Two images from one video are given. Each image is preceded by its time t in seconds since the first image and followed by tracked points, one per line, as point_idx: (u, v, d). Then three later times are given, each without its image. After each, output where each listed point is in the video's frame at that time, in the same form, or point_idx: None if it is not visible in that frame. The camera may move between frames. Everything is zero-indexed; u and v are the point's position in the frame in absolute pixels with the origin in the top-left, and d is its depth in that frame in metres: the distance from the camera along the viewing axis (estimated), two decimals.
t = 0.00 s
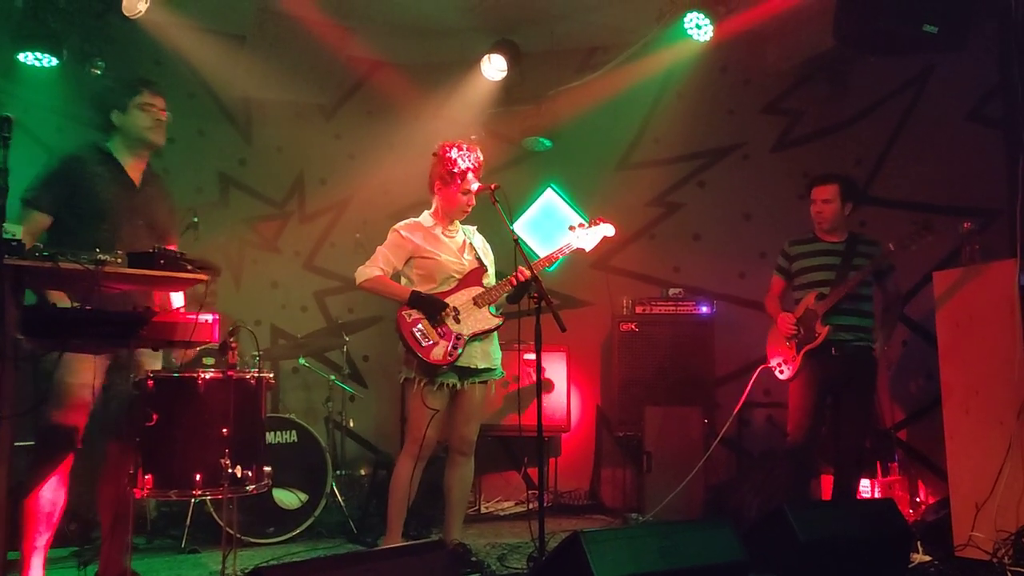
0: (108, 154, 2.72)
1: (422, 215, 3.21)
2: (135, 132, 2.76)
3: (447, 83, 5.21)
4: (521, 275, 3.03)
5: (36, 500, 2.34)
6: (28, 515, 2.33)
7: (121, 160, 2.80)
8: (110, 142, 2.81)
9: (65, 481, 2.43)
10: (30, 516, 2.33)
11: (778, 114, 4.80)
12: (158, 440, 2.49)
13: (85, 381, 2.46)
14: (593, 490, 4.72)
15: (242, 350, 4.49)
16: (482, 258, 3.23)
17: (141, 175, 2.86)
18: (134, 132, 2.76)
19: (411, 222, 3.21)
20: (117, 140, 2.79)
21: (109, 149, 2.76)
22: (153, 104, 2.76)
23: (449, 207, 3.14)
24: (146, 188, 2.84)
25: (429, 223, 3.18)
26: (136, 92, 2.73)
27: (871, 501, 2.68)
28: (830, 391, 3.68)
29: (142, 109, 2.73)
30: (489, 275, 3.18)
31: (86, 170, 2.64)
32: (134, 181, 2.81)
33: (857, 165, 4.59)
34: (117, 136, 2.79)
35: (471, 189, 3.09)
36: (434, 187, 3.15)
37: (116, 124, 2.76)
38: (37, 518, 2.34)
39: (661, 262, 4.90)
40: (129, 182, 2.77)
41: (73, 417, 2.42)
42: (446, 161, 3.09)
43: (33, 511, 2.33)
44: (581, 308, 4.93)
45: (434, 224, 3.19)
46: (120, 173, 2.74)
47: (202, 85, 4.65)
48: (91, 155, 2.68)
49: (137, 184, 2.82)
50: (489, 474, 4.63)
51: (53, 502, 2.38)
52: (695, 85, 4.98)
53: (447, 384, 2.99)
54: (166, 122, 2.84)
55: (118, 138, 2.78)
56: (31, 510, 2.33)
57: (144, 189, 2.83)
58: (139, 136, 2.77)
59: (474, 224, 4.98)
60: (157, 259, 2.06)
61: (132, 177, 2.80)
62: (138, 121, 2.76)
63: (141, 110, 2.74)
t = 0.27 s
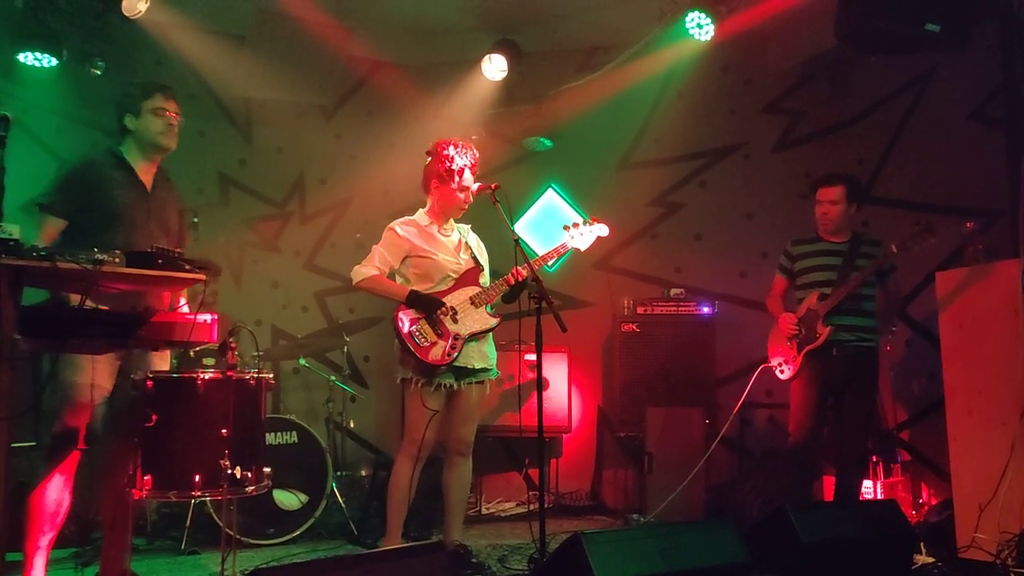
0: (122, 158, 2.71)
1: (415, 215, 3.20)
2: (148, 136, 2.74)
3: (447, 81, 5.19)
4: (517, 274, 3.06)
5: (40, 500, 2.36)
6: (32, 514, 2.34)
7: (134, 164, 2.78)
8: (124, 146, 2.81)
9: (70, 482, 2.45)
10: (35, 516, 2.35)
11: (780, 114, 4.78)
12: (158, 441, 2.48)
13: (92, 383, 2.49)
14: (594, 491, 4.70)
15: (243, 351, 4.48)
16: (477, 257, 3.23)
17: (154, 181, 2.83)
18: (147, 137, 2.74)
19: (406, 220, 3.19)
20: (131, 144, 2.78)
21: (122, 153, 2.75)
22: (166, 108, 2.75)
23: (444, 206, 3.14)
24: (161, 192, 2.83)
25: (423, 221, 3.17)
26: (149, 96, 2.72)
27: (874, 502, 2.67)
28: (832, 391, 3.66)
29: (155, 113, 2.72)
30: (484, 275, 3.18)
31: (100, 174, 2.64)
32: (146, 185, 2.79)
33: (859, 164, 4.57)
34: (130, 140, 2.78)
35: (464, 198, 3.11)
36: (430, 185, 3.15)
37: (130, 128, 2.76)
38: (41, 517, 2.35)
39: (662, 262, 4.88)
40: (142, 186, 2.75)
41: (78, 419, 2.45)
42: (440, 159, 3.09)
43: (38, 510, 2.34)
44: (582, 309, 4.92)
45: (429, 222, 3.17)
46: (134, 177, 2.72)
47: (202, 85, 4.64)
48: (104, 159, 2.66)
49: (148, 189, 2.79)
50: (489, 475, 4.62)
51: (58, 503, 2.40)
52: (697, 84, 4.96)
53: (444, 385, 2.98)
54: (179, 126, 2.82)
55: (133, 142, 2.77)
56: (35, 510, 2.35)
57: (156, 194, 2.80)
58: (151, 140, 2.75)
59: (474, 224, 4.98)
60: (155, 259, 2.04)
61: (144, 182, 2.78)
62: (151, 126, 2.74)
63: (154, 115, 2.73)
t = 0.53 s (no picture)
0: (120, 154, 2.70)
1: (408, 210, 3.17)
2: (147, 133, 2.74)
3: (447, 76, 5.18)
4: (515, 268, 3.08)
5: (38, 497, 2.34)
6: (31, 511, 2.32)
7: (132, 159, 2.77)
8: (121, 141, 2.79)
9: (67, 479, 2.43)
10: (33, 513, 2.33)
11: (781, 109, 4.76)
12: (157, 437, 2.47)
13: (99, 381, 2.52)
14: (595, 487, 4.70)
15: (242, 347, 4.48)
16: (472, 251, 3.21)
17: (149, 176, 2.82)
18: (146, 133, 2.74)
19: (400, 214, 3.15)
20: (129, 139, 2.77)
21: (120, 149, 2.74)
22: (165, 105, 2.74)
23: (439, 199, 3.14)
24: (157, 187, 2.82)
25: (417, 215, 3.15)
26: (149, 93, 2.71)
27: (877, 499, 2.65)
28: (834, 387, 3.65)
29: (155, 110, 2.71)
30: (480, 270, 3.17)
31: (100, 169, 2.62)
32: (144, 182, 2.78)
33: (860, 160, 4.56)
34: (128, 136, 2.77)
35: (460, 191, 3.14)
36: (424, 180, 3.15)
37: (128, 123, 2.74)
38: (40, 514, 2.33)
39: (663, 258, 4.87)
40: (140, 182, 2.74)
41: (80, 415, 2.43)
42: (434, 152, 3.10)
43: (36, 508, 2.32)
44: (582, 305, 4.92)
45: (424, 215, 3.16)
46: (132, 172, 2.72)
47: (202, 81, 4.63)
48: (103, 155, 2.65)
49: (145, 185, 2.79)
50: (490, 472, 4.61)
51: (55, 500, 2.37)
52: (698, 80, 4.95)
53: (441, 380, 2.98)
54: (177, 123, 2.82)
55: (130, 137, 2.77)
56: (34, 507, 2.33)
57: (153, 190, 2.80)
58: (150, 137, 2.75)
59: (474, 220, 4.98)
60: (154, 253, 2.04)
61: (141, 177, 2.78)
62: (150, 122, 2.73)
63: (153, 111, 2.72)
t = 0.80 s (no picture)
0: (107, 146, 2.67)
1: (403, 203, 3.18)
2: (135, 125, 2.72)
3: (448, 77, 5.21)
4: (511, 263, 3.04)
5: (26, 497, 2.32)
6: (19, 511, 2.31)
7: (116, 151, 2.74)
8: (102, 131, 2.75)
9: (52, 476, 2.42)
10: (21, 513, 2.31)
11: (784, 105, 4.75)
12: (158, 433, 2.47)
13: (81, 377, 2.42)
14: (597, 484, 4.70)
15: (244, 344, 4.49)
16: (467, 245, 3.23)
17: (132, 168, 2.80)
18: (134, 125, 2.72)
19: (394, 208, 3.14)
20: (112, 129, 2.73)
21: (105, 139, 2.70)
22: (153, 97, 2.74)
23: (434, 193, 3.16)
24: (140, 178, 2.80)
25: (412, 209, 3.15)
26: (137, 84, 2.69)
27: (878, 495, 2.65)
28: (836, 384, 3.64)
29: (144, 102, 2.70)
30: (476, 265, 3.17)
31: (87, 159, 2.59)
32: (129, 173, 2.76)
33: (862, 156, 4.54)
34: (111, 126, 2.73)
35: (453, 185, 3.16)
36: (419, 174, 3.15)
37: (113, 114, 2.71)
38: (28, 514, 2.32)
39: (665, 254, 4.86)
40: (126, 174, 2.73)
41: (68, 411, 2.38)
42: (428, 145, 3.10)
43: (23, 508, 2.31)
44: (584, 302, 4.90)
45: (419, 209, 3.16)
46: (116, 164, 2.69)
47: (203, 79, 4.63)
48: (90, 146, 2.62)
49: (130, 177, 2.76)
50: (492, 468, 4.60)
51: (42, 499, 2.37)
52: (700, 76, 4.93)
53: (438, 377, 2.97)
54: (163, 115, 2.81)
55: (115, 128, 2.73)
56: (21, 507, 2.31)
57: (138, 182, 2.78)
58: (138, 130, 2.74)
59: (475, 217, 4.97)
60: (154, 249, 2.04)
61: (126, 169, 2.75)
62: (138, 114, 2.72)
63: (141, 104, 2.71)
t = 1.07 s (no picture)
0: (97, 138, 2.66)
1: (401, 198, 3.17)
2: (125, 116, 2.73)
3: (453, 73, 5.18)
4: (509, 260, 3.09)
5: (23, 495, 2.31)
6: (16, 510, 2.30)
7: (107, 143, 2.75)
8: (93, 125, 2.77)
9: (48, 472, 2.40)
10: (19, 512, 2.30)
11: (790, 101, 4.73)
12: (163, 428, 2.48)
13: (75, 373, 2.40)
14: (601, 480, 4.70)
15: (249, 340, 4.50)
16: (464, 241, 3.24)
17: (124, 161, 2.80)
18: (124, 117, 2.74)
19: (393, 203, 3.12)
20: (103, 123, 2.75)
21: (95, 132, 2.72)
22: (142, 89, 2.75)
23: (431, 188, 3.17)
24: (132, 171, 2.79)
25: (411, 205, 3.14)
26: (126, 75, 2.71)
27: (882, 491, 2.64)
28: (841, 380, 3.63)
29: (133, 93, 2.72)
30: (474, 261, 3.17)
31: (78, 152, 2.58)
32: (121, 165, 2.76)
33: (867, 152, 4.52)
34: (101, 119, 2.75)
35: (452, 182, 3.17)
36: (418, 168, 3.14)
37: (103, 107, 2.73)
38: (27, 511, 2.31)
39: (669, 250, 4.85)
40: (118, 166, 2.72)
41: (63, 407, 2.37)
42: (428, 140, 3.10)
43: (21, 506, 2.29)
44: (589, 298, 4.90)
45: (418, 204, 3.16)
46: (109, 157, 2.68)
47: (208, 75, 4.63)
48: (82, 138, 2.62)
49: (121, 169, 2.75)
50: (497, 464, 4.61)
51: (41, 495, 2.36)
52: (705, 72, 4.92)
53: (439, 373, 2.97)
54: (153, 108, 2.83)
55: (105, 121, 2.75)
56: (19, 505, 2.30)
57: (130, 174, 2.77)
58: (128, 121, 2.75)
59: (480, 212, 4.97)
60: (159, 245, 2.05)
61: (117, 161, 2.75)
62: (129, 106, 2.74)
63: (131, 95, 2.73)
